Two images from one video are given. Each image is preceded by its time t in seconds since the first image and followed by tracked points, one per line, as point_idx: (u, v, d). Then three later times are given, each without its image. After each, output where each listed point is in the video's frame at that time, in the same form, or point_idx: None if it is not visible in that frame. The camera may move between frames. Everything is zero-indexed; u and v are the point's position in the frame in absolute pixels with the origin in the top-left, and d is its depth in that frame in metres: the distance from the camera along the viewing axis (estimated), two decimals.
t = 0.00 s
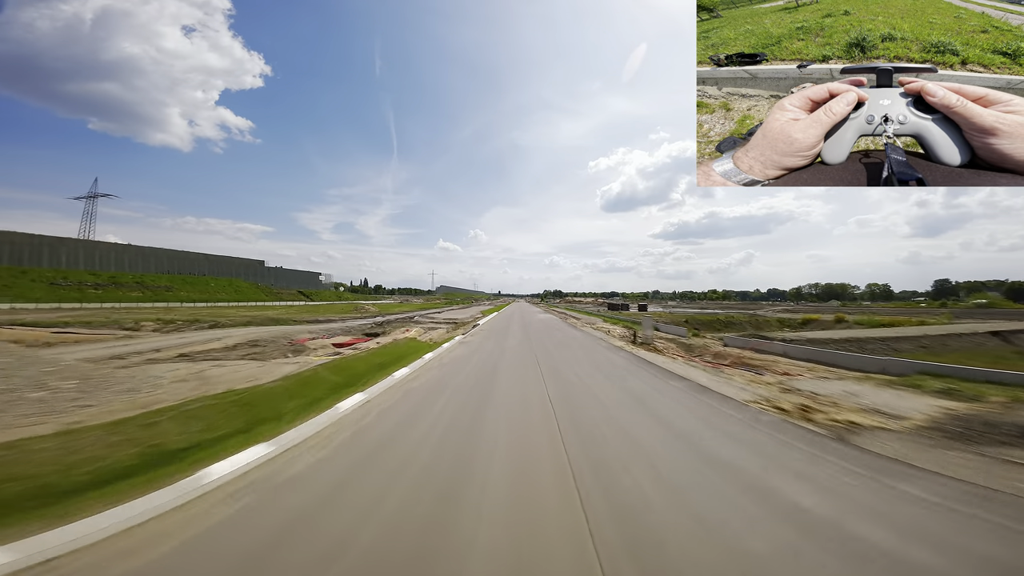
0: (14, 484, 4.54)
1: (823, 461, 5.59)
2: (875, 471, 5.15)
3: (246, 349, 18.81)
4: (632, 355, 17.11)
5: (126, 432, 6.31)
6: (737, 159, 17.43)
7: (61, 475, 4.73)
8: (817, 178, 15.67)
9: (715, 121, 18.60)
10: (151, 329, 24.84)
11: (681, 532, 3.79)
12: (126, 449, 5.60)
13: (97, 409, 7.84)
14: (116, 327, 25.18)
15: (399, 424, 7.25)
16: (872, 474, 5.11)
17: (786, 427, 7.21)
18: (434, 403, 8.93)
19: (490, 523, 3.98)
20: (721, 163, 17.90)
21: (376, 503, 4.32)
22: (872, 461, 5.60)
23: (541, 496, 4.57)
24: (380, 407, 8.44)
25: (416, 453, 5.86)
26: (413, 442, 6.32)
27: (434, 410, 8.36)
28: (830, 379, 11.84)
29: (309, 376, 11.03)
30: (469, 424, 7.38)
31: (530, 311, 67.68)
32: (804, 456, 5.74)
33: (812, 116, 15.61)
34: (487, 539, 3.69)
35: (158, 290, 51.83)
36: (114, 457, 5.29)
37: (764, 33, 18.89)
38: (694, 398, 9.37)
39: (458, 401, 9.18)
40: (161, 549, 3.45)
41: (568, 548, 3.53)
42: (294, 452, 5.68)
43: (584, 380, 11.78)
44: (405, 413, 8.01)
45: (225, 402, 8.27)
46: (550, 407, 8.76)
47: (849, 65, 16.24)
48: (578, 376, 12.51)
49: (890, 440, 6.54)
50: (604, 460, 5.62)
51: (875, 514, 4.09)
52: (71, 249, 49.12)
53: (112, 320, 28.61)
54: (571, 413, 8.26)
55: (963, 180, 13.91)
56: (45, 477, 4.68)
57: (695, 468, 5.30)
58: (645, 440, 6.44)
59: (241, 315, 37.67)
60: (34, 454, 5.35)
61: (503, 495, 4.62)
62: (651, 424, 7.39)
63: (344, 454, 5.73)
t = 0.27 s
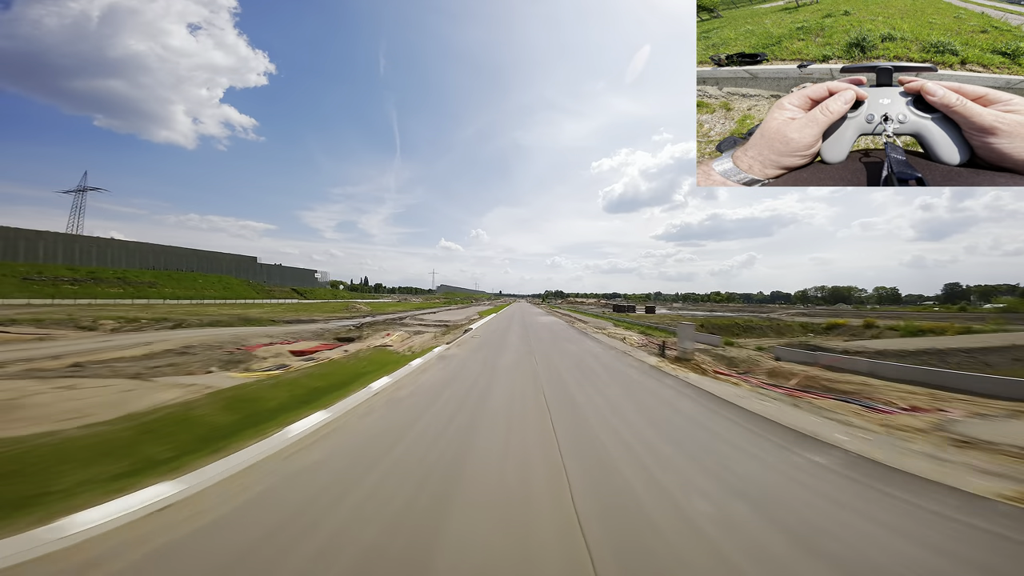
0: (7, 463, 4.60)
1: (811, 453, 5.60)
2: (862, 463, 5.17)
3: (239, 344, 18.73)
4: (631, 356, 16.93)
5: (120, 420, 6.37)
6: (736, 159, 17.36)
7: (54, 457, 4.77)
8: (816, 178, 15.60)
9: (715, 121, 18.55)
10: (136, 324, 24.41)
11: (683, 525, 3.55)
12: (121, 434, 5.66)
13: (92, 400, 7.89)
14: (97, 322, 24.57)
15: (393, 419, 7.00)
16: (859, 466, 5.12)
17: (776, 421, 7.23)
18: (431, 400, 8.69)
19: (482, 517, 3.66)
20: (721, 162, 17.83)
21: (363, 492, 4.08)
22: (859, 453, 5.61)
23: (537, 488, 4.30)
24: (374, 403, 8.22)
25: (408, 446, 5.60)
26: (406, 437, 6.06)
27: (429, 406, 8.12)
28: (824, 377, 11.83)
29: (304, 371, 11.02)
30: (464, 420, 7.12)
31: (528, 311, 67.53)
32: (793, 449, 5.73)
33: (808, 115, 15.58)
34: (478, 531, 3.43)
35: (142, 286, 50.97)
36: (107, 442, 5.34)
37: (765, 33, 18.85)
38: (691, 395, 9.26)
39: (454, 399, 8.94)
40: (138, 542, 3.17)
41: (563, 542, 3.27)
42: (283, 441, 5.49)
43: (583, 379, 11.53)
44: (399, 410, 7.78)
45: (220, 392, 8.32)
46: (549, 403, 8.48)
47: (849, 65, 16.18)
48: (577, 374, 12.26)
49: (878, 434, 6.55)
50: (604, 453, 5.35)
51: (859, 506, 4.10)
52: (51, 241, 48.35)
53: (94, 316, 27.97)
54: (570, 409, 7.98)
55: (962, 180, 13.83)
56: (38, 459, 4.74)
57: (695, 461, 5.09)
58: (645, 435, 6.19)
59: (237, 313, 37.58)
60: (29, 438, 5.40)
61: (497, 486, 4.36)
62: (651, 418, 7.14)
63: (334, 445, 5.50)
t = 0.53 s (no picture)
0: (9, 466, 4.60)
1: (810, 451, 5.62)
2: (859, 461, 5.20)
3: (236, 343, 18.65)
4: (631, 356, 16.89)
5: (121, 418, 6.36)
6: (736, 158, 17.36)
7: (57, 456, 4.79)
8: (816, 177, 15.61)
9: (715, 121, 18.55)
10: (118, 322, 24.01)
11: (678, 528, 3.58)
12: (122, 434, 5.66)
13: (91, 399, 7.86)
14: (47, 321, 22.96)
15: (393, 421, 7.01)
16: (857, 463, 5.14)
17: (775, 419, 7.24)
18: (431, 401, 8.70)
19: (470, 519, 3.69)
20: (721, 162, 17.82)
21: (362, 493, 4.12)
22: (857, 451, 5.64)
23: (535, 490, 4.33)
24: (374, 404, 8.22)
25: (408, 447, 5.64)
26: (406, 438, 6.09)
27: (429, 408, 8.13)
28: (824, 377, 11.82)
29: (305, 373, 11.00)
30: (464, 422, 7.14)
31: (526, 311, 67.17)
32: (792, 447, 5.75)
33: (801, 113, 15.68)
34: (476, 532, 3.48)
35: (119, 284, 49.00)
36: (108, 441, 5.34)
37: (765, 33, 18.85)
38: (691, 394, 9.24)
39: (454, 400, 8.94)
40: (141, 544, 3.19)
41: (559, 544, 3.30)
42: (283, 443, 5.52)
43: (583, 380, 11.51)
44: (400, 411, 7.79)
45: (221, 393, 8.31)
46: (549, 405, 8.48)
47: (849, 65, 16.19)
48: (577, 376, 12.24)
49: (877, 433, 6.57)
50: (602, 456, 5.37)
51: (853, 500, 4.13)
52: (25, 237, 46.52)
53: (63, 313, 27.04)
54: (570, 411, 7.99)
55: (961, 180, 13.84)
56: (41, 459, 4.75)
57: (693, 463, 5.10)
58: (644, 437, 6.20)
59: (231, 313, 37.16)
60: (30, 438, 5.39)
61: (495, 488, 4.39)
62: (650, 420, 7.15)
63: (334, 446, 5.53)
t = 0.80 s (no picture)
0: (10, 467, 4.59)
1: (810, 453, 5.64)
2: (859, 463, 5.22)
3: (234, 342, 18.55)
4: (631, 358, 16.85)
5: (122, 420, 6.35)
6: (736, 158, 17.37)
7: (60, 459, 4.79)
8: (817, 177, 15.62)
9: (715, 121, 18.55)
10: (103, 319, 23.43)
11: (678, 535, 3.56)
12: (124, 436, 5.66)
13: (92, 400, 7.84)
14: None
15: (393, 421, 7.00)
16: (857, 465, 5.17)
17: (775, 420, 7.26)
18: (431, 403, 8.66)
19: (467, 519, 3.71)
20: (721, 162, 17.81)
21: (361, 493, 4.12)
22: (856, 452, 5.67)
23: (534, 493, 4.32)
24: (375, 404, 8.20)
25: (408, 448, 5.62)
26: (406, 439, 6.07)
27: (430, 408, 8.11)
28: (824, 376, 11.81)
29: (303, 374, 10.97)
30: (464, 424, 7.13)
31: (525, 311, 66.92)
32: (793, 449, 5.76)
33: (802, 112, 15.67)
34: (475, 534, 3.47)
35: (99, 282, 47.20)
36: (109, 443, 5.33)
37: (765, 34, 18.85)
38: (691, 398, 9.22)
39: (454, 402, 8.91)
40: (142, 545, 3.17)
41: (558, 548, 3.30)
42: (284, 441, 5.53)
43: (584, 384, 11.46)
44: (400, 411, 7.77)
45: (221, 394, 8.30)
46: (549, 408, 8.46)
47: (849, 65, 16.19)
48: (578, 379, 12.19)
49: (877, 433, 6.59)
50: (602, 461, 5.36)
51: (854, 503, 4.14)
52: None
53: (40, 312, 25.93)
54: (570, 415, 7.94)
55: (961, 179, 13.85)
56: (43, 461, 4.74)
57: (694, 470, 5.07)
58: (645, 443, 6.17)
59: (227, 313, 36.77)
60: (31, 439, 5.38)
61: (495, 490, 4.38)
62: (651, 426, 7.11)
63: (334, 447, 5.53)
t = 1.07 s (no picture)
0: (7, 465, 4.64)
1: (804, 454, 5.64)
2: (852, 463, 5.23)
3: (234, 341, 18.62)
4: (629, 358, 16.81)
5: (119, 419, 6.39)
6: (736, 158, 17.33)
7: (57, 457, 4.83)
8: (816, 177, 15.57)
9: (715, 121, 18.52)
10: (92, 318, 23.00)
11: (665, 532, 3.54)
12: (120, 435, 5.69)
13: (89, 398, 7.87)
14: None
15: (387, 421, 6.99)
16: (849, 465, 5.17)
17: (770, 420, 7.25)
18: (428, 403, 8.64)
19: (455, 518, 3.71)
20: (721, 162, 17.78)
21: (350, 493, 4.13)
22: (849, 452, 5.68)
23: (524, 493, 4.30)
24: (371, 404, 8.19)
25: (401, 447, 5.63)
26: (400, 438, 6.06)
27: (426, 408, 8.10)
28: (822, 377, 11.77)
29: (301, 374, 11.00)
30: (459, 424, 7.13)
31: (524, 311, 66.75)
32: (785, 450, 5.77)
33: (802, 113, 15.64)
34: (461, 534, 3.46)
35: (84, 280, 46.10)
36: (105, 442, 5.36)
37: (765, 34, 18.82)
38: (688, 398, 9.19)
39: (451, 401, 8.89)
40: (138, 545, 3.17)
41: (543, 546, 3.29)
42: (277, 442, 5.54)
43: (582, 385, 11.39)
44: (396, 411, 7.77)
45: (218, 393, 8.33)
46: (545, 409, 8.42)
47: (849, 65, 16.15)
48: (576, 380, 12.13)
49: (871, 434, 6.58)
50: (595, 462, 5.33)
51: (843, 501, 4.15)
52: None
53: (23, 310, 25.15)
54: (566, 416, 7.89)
55: (961, 180, 13.79)
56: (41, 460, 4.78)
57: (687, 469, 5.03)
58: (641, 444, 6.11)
59: (222, 313, 36.45)
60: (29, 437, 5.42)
61: (485, 490, 4.36)
62: (648, 428, 7.06)
63: (328, 446, 5.53)
